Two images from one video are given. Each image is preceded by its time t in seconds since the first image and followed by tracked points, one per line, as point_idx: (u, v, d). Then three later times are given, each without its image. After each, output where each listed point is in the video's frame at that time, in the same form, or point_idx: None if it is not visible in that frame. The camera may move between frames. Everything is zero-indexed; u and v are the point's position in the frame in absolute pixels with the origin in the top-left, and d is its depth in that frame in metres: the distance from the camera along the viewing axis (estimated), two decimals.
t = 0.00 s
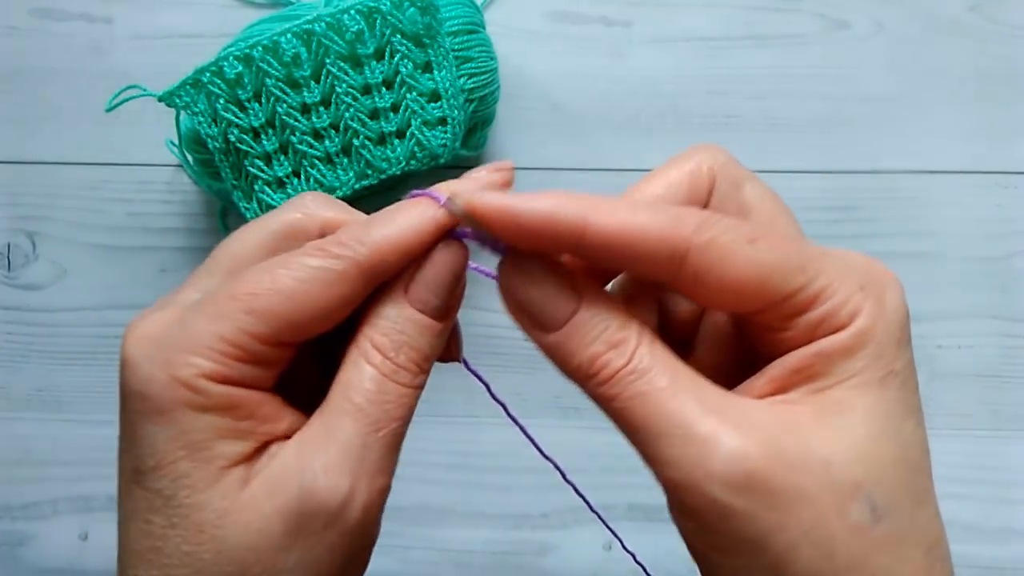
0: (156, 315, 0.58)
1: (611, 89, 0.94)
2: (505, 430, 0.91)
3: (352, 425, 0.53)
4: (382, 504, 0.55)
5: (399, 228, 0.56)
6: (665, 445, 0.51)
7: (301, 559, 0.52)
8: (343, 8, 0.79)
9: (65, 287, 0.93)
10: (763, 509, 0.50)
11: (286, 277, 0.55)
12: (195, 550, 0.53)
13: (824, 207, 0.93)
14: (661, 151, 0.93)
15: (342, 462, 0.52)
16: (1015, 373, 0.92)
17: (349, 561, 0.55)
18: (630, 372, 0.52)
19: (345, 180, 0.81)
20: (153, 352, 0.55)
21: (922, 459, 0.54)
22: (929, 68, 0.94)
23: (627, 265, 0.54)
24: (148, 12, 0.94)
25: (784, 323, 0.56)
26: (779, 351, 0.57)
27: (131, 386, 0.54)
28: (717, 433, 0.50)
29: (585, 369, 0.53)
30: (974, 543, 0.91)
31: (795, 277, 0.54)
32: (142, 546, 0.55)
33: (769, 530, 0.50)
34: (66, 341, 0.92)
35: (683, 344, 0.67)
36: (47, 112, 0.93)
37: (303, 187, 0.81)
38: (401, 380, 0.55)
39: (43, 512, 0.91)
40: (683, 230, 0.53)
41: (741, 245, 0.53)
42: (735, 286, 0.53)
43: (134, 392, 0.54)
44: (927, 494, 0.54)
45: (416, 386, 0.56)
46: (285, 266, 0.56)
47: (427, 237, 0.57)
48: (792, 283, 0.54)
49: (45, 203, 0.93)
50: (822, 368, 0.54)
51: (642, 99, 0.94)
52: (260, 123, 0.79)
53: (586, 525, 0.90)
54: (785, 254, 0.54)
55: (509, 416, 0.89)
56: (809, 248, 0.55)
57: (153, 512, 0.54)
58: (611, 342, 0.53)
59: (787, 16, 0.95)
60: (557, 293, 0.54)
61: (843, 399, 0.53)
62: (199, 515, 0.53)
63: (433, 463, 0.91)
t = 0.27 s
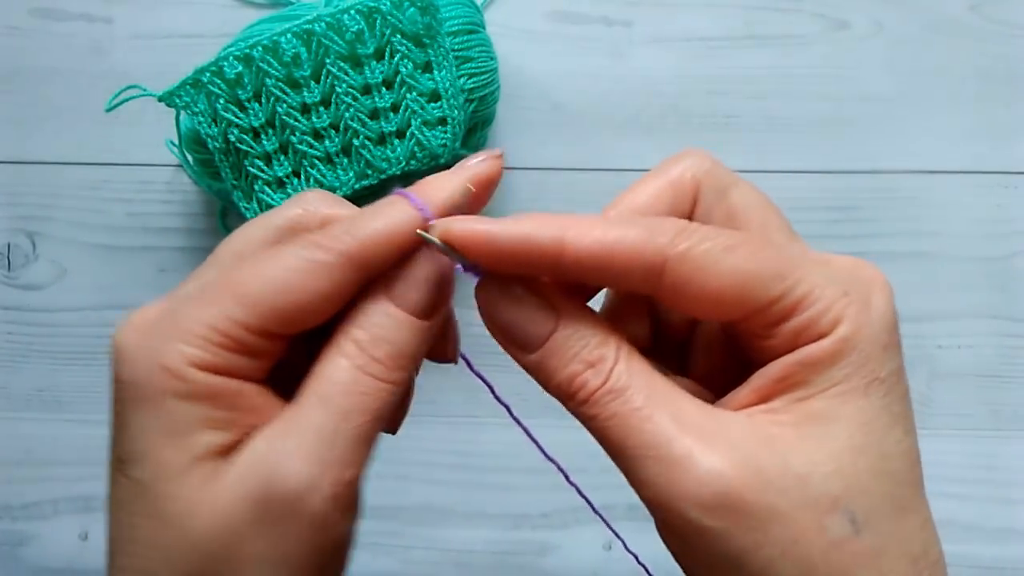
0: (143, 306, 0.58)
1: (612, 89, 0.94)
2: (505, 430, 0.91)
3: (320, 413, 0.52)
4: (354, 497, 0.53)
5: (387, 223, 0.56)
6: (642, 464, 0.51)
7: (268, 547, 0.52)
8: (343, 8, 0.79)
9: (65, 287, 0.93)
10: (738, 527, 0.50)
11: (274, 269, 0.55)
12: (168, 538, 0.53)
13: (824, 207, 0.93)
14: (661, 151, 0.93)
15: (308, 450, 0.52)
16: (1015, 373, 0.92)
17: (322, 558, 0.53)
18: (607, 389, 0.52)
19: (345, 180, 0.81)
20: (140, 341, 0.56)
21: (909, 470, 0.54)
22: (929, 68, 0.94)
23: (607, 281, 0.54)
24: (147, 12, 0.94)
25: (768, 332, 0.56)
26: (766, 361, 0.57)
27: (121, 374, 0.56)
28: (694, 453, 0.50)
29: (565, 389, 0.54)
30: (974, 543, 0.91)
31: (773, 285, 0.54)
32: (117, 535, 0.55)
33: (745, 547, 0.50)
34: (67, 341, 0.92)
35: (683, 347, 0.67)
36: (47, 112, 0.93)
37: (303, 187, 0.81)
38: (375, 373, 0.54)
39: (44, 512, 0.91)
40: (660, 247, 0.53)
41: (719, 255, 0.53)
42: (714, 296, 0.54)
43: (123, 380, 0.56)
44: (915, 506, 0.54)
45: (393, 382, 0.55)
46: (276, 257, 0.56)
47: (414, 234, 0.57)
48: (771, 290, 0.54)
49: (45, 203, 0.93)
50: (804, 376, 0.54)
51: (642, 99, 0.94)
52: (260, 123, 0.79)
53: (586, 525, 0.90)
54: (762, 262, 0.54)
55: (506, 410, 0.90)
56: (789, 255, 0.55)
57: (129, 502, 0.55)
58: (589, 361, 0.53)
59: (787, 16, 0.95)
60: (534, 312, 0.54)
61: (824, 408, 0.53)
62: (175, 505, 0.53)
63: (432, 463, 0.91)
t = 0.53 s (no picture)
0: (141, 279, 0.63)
1: (612, 89, 0.94)
2: (505, 430, 0.91)
3: (252, 402, 0.54)
4: (276, 492, 0.54)
5: (360, 216, 0.58)
6: (621, 438, 0.53)
7: (182, 526, 0.53)
8: (343, 8, 0.79)
9: (65, 287, 0.93)
10: (709, 507, 0.50)
11: (249, 249, 0.59)
12: (107, 496, 0.56)
13: (823, 207, 0.93)
14: (661, 151, 0.93)
15: (233, 433, 0.53)
16: (1015, 373, 0.92)
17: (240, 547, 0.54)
18: (598, 366, 0.54)
19: (345, 180, 0.81)
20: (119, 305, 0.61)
21: (902, 471, 0.52)
22: (929, 68, 0.94)
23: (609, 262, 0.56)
24: (148, 12, 0.94)
25: (763, 321, 0.56)
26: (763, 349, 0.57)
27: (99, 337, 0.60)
28: (670, 429, 0.51)
29: (565, 365, 0.55)
30: (975, 543, 0.91)
31: (765, 273, 0.54)
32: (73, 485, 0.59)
33: (714, 527, 0.50)
34: (67, 341, 0.92)
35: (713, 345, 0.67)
36: (47, 112, 0.93)
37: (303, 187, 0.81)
38: (320, 368, 0.54)
39: (44, 512, 0.91)
40: (657, 231, 0.55)
41: (713, 241, 0.55)
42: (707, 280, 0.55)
43: (98, 340, 0.60)
44: (903, 510, 0.52)
45: (337, 378, 0.55)
46: (257, 238, 0.59)
47: (392, 229, 0.59)
48: (763, 277, 0.54)
49: (45, 203, 0.93)
50: (794, 365, 0.53)
51: (642, 99, 0.94)
52: (259, 123, 0.79)
53: (586, 525, 0.90)
54: (756, 249, 0.54)
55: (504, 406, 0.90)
56: (788, 245, 0.55)
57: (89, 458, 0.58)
58: (589, 338, 0.54)
59: (786, 16, 0.95)
60: (540, 289, 0.56)
61: (812, 399, 0.52)
62: (120, 470, 0.56)
63: (433, 463, 0.91)
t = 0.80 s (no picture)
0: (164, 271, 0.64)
1: (612, 89, 0.94)
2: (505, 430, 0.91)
3: (261, 402, 0.54)
4: (271, 492, 0.54)
5: (383, 238, 0.60)
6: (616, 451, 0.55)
7: (177, 512, 0.53)
8: (343, 8, 0.79)
9: (65, 287, 0.93)
10: (691, 518, 0.51)
11: (276, 254, 0.60)
12: (104, 475, 0.56)
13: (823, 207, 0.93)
14: (661, 151, 0.93)
15: (239, 431, 0.53)
16: (1015, 374, 0.92)
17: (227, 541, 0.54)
18: (594, 382, 0.56)
19: (345, 180, 0.81)
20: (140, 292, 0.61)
21: (886, 487, 0.50)
22: (929, 67, 0.94)
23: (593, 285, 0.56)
24: (148, 12, 0.94)
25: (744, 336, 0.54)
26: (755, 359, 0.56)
27: (115, 322, 0.60)
28: (653, 448, 0.52)
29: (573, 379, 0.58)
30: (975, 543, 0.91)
31: (733, 294, 0.52)
32: (68, 460, 0.58)
33: (699, 537, 0.51)
34: (67, 341, 0.92)
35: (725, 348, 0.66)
36: (47, 112, 0.93)
37: (303, 187, 0.81)
38: (325, 379, 0.55)
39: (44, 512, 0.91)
40: (629, 253, 0.55)
41: (681, 261, 0.53)
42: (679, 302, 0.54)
43: (115, 323, 0.60)
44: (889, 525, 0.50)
45: (344, 391, 0.55)
46: (284, 245, 0.60)
47: (411, 252, 0.61)
48: (732, 298, 0.52)
49: (45, 203, 0.93)
50: (770, 384, 0.52)
51: (642, 99, 0.94)
52: (260, 123, 0.79)
53: (586, 525, 0.90)
54: (724, 269, 0.52)
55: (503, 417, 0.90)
56: (759, 259, 0.53)
57: (88, 435, 0.57)
58: (593, 353, 0.56)
59: (786, 16, 0.95)
60: (543, 309, 0.58)
61: (787, 419, 0.51)
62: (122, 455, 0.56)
63: (433, 463, 0.91)
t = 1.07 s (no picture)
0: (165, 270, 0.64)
1: (612, 90, 0.94)
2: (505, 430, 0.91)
3: (251, 403, 0.54)
4: (255, 494, 0.54)
5: (383, 243, 0.60)
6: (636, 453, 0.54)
7: (159, 507, 0.53)
8: (343, 7, 0.79)
9: (65, 287, 0.93)
10: (718, 516, 0.51)
11: (275, 255, 0.60)
12: (93, 466, 0.56)
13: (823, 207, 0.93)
14: (661, 151, 0.93)
15: (228, 430, 0.54)
16: (1015, 374, 0.92)
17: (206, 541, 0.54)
18: (611, 383, 0.55)
19: (345, 180, 0.81)
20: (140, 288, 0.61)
21: (914, 471, 0.51)
22: (929, 67, 0.94)
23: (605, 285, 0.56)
24: (147, 12, 0.94)
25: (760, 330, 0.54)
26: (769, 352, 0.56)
27: (114, 316, 0.60)
28: (678, 448, 0.52)
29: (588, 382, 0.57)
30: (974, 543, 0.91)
31: (751, 286, 0.52)
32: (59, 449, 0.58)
33: (726, 535, 0.51)
34: (67, 341, 0.92)
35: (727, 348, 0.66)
36: (47, 112, 0.93)
37: (303, 187, 0.81)
38: (317, 383, 0.55)
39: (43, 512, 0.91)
40: (640, 250, 0.54)
41: (693, 256, 0.53)
42: (696, 296, 0.54)
43: (114, 317, 0.60)
44: (920, 510, 0.51)
45: (337, 398, 0.55)
46: (283, 247, 0.60)
47: (410, 258, 0.61)
48: (750, 291, 0.52)
49: (45, 203, 0.93)
50: (789, 377, 0.52)
51: (642, 99, 0.94)
52: (259, 123, 0.79)
53: (586, 525, 0.90)
54: (740, 261, 0.53)
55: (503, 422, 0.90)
56: (774, 250, 0.53)
57: (81, 424, 0.58)
58: (607, 353, 0.56)
59: (786, 16, 0.95)
60: (551, 311, 0.58)
61: (810, 410, 0.52)
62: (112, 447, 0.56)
63: (432, 463, 0.91)
